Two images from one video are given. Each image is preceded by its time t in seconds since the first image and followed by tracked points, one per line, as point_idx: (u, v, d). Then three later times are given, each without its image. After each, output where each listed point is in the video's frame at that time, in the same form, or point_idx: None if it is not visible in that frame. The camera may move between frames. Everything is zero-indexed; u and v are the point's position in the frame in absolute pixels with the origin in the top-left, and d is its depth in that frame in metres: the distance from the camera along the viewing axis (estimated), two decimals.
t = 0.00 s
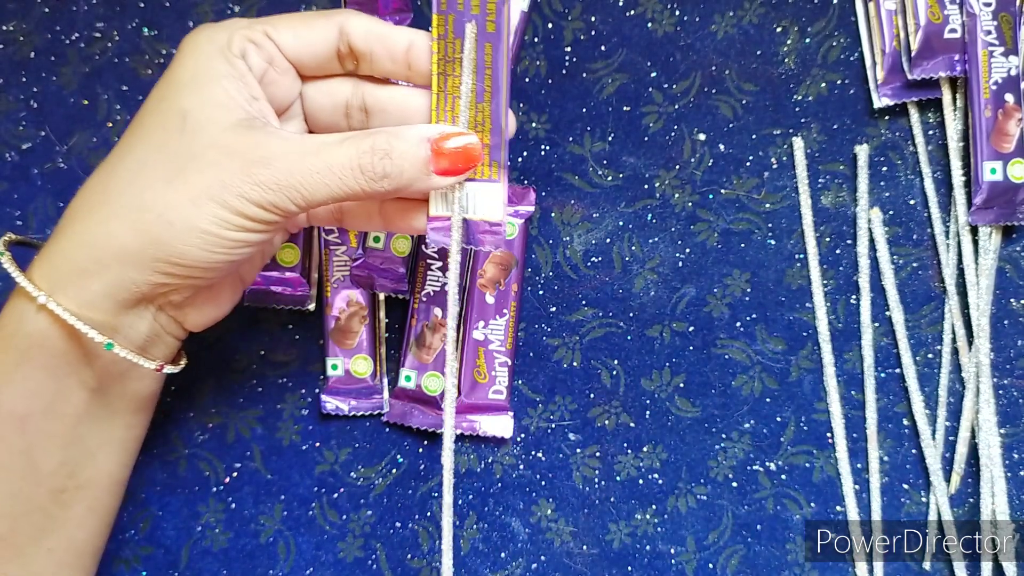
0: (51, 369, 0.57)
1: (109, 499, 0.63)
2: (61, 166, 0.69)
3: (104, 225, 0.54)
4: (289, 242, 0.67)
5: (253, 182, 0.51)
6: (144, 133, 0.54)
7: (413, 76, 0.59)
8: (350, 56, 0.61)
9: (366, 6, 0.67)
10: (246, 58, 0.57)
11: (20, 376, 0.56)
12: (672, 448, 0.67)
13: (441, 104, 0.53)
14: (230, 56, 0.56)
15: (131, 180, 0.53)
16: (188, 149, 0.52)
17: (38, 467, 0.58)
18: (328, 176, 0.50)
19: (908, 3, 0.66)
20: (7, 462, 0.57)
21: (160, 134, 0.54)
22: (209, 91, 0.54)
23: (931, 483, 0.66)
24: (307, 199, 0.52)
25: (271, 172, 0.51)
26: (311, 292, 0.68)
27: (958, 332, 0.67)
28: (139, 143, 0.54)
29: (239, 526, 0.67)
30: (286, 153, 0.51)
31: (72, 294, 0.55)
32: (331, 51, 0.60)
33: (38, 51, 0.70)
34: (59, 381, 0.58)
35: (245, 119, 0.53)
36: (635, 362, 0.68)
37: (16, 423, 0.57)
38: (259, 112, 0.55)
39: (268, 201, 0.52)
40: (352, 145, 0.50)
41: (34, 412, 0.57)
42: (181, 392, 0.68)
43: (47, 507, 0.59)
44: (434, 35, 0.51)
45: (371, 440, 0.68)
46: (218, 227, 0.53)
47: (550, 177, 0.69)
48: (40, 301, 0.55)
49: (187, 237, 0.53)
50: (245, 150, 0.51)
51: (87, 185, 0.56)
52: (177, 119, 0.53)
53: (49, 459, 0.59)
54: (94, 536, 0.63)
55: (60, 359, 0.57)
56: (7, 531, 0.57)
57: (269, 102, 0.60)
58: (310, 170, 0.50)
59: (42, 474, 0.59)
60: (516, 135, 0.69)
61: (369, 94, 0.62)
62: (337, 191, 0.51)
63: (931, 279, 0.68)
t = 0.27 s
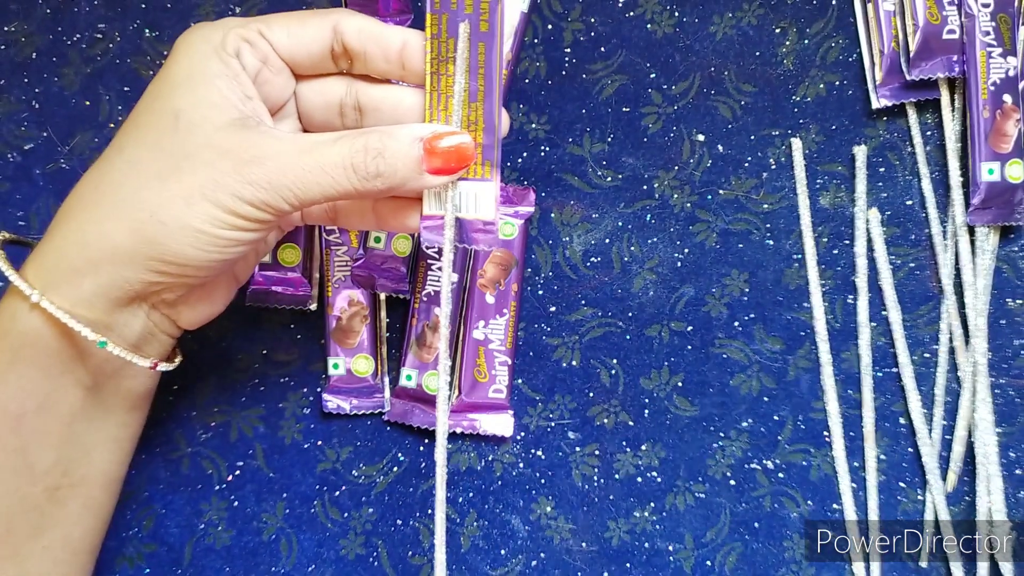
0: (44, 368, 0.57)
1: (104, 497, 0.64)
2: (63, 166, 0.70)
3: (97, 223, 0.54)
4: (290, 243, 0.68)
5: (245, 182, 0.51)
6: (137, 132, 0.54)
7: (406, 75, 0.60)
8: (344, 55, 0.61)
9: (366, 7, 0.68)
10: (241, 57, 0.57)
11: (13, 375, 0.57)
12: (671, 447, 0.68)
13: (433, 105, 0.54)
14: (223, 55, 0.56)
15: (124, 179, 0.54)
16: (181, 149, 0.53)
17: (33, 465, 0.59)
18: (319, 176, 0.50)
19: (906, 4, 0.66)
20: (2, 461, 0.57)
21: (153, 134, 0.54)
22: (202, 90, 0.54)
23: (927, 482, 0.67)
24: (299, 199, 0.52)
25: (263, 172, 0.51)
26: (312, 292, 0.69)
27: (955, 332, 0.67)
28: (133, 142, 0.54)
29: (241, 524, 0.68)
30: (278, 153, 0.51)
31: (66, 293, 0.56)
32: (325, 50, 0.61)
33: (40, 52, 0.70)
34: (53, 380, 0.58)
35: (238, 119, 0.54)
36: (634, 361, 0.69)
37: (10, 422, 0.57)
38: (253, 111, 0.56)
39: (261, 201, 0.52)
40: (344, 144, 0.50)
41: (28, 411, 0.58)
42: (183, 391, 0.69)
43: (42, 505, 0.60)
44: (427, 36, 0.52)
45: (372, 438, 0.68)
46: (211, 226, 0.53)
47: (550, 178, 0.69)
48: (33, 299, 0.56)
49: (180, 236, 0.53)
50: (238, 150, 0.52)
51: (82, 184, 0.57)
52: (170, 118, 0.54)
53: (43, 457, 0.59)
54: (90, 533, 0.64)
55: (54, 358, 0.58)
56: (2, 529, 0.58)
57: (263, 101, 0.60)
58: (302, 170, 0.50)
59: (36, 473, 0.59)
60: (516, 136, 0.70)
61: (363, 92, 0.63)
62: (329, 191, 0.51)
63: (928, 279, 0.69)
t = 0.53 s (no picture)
0: (48, 369, 0.57)
1: (105, 498, 0.64)
2: (62, 166, 0.70)
3: (102, 225, 0.54)
4: (289, 243, 0.67)
5: (250, 184, 0.51)
6: (142, 134, 0.54)
7: (410, 77, 0.59)
8: (349, 58, 0.61)
9: (367, 7, 0.68)
10: (246, 59, 0.57)
11: (16, 375, 0.57)
12: (671, 448, 0.68)
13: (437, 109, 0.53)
14: (228, 58, 0.56)
15: (129, 180, 0.54)
16: (186, 151, 0.53)
17: (35, 466, 0.59)
18: (325, 178, 0.51)
19: (906, 4, 0.66)
20: (5, 461, 0.57)
21: (158, 136, 0.54)
22: (207, 92, 0.54)
23: (929, 482, 0.67)
24: (304, 201, 0.52)
25: (269, 174, 0.51)
26: (312, 292, 0.68)
27: (956, 332, 0.67)
28: (138, 144, 0.54)
29: (240, 525, 0.67)
30: (283, 155, 0.51)
31: (70, 294, 0.56)
32: (330, 52, 0.60)
33: (40, 52, 0.70)
34: (56, 380, 0.58)
35: (243, 121, 0.54)
36: (634, 361, 0.68)
37: (13, 423, 0.57)
38: (257, 113, 0.56)
39: (266, 203, 0.52)
40: (350, 147, 0.50)
41: (32, 411, 0.57)
42: (182, 391, 0.68)
43: (45, 505, 0.60)
44: (432, 39, 0.52)
45: (372, 439, 0.68)
46: (216, 228, 0.53)
47: (550, 178, 0.69)
48: (37, 301, 0.56)
49: (185, 238, 0.53)
50: (243, 152, 0.52)
51: (86, 185, 0.56)
52: (175, 120, 0.54)
53: (46, 458, 0.59)
54: (91, 534, 0.63)
55: (57, 358, 0.57)
56: (5, 529, 0.58)
57: (268, 103, 0.60)
58: (308, 172, 0.51)
59: (38, 474, 0.59)
60: (516, 136, 0.69)
61: (367, 95, 0.62)
62: (334, 193, 0.51)
63: (929, 279, 0.68)
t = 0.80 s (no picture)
0: (55, 370, 0.57)
1: (108, 499, 0.64)
2: (63, 166, 0.70)
3: (109, 227, 0.54)
4: (289, 243, 0.67)
5: (258, 188, 0.52)
6: (150, 136, 0.54)
7: (417, 80, 0.60)
8: (356, 59, 0.61)
9: (367, 7, 0.67)
10: (253, 62, 0.57)
11: (24, 376, 0.57)
12: (671, 448, 0.68)
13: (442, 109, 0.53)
14: (235, 59, 0.56)
15: (136, 183, 0.54)
16: (195, 153, 0.53)
17: (42, 467, 0.59)
18: (333, 181, 0.51)
19: (906, 4, 0.66)
20: (12, 461, 0.57)
21: (166, 138, 0.54)
22: (214, 94, 0.54)
23: (929, 482, 0.67)
24: (312, 205, 0.53)
25: (276, 178, 0.51)
26: (312, 292, 0.68)
27: (956, 332, 0.67)
28: (145, 146, 0.54)
29: (240, 525, 0.67)
30: (292, 158, 0.51)
31: (77, 296, 0.56)
32: (337, 54, 0.60)
33: (40, 52, 0.70)
34: (64, 381, 0.58)
35: (251, 123, 0.54)
36: (634, 361, 0.68)
37: (20, 423, 0.57)
38: (264, 116, 0.56)
39: (274, 206, 0.53)
40: (358, 150, 0.50)
41: (39, 412, 0.58)
42: (182, 391, 0.68)
43: (50, 506, 0.60)
44: (438, 42, 0.51)
45: (372, 439, 0.68)
46: (224, 230, 0.54)
47: (550, 178, 0.69)
48: (45, 302, 0.56)
49: (193, 240, 0.53)
50: (252, 155, 0.52)
51: (93, 187, 0.56)
52: (182, 122, 0.54)
53: (52, 459, 0.59)
54: (94, 534, 0.64)
55: (65, 359, 0.57)
56: (10, 529, 0.58)
57: (275, 105, 0.60)
58: (316, 175, 0.51)
59: (44, 475, 0.59)
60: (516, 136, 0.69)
61: (373, 97, 0.63)
62: (341, 196, 0.52)
63: (929, 279, 0.68)
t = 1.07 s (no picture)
0: (65, 372, 0.58)
1: (116, 500, 0.64)
2: (62, 166, 0.70)
3: (120, 233, 0.54)
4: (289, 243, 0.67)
5: (269, 194, 0.52)
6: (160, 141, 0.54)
7: (426, 83, 0.60)
8: (365, 61, 0.61)
9: (367, 7, 0.67)
10: (261, 65, 0.57)
11: (35, 379, 0.57)
12: (671, 447, 0.68)
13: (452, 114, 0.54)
14: (244, 63, 0.56)
15: (147, 188, 0.54)
16: (205, 159, 0.53)
17: (50, 468, 0.59)
18: (344, 188, 0.52)
19: (906, 4, 0.66)
20: (21, 462, 0.57)
21: (175, 143, 0.54)
22: (224, 99, 0.54)
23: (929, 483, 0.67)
24: (322, 211, 0.53)
25: (288, 185, 0.52)
26: (312, 292, 0.68)
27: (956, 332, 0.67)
28: (155, 150, 0.54)
29: (240, 525, 0.67)
30: (303, 165, 0.52)
31: (90, 300, 0.56)
32: (346, 57, 0.61)
33: (40, 52, 0.70)
34: (74, 383, 0.58)
35: (260, 129, 0.54)
36: (634, 361, 0.68)
37: (30, 424, 0.57)
38: (273, 120, 0.56)
39: (284, 213, 0.53)
40: (367, 155, 0.51)
41: (49, 414, 0.58)
42: (184, 392, 0.68)
43: (58, 507, 0.60)
44: (449, 45, 0.52)
45: (372, 439, 0.68)
46: (235, 236, 0.54)
47: (550, 178, 0.69)
48: (57, 306, 0.56)
49: (204, 246, 0.54)
50: (262, 162, 0.52)
51: (103, 192, 0.57)
52: (192, 127, 0.54)
53: (61, 460, 0.59)
54: (98, 535, 0.64)
55: (75, 361, 0.58)
56: (18, 531, 0.58)
57: (284, 108, 0.61)
58: (327, 182, 0.51)
59: (53, 476, 0.59)
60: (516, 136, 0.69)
61: (382, 99, 0.63)
62: (351, 202, 0.53)
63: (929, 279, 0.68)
